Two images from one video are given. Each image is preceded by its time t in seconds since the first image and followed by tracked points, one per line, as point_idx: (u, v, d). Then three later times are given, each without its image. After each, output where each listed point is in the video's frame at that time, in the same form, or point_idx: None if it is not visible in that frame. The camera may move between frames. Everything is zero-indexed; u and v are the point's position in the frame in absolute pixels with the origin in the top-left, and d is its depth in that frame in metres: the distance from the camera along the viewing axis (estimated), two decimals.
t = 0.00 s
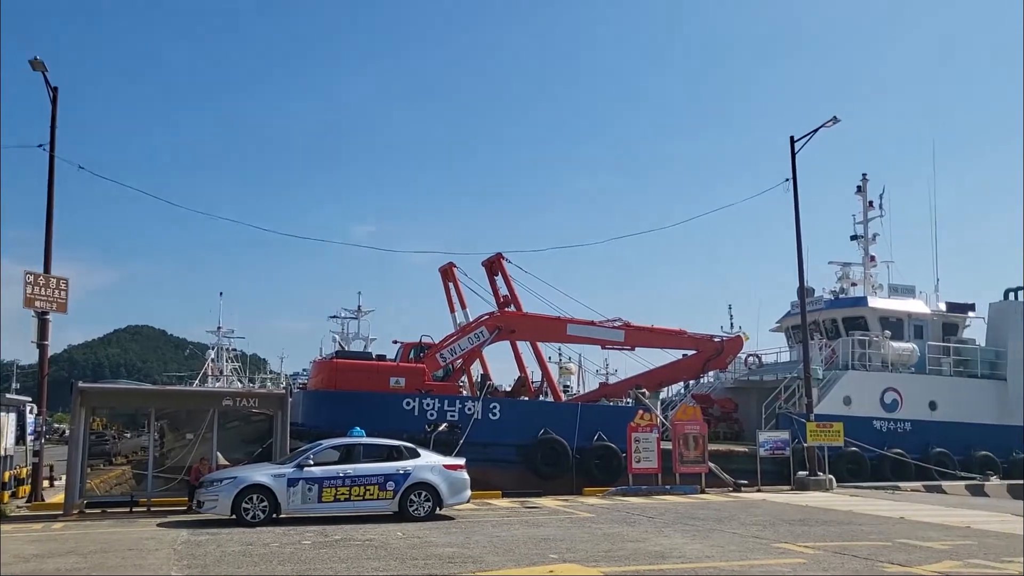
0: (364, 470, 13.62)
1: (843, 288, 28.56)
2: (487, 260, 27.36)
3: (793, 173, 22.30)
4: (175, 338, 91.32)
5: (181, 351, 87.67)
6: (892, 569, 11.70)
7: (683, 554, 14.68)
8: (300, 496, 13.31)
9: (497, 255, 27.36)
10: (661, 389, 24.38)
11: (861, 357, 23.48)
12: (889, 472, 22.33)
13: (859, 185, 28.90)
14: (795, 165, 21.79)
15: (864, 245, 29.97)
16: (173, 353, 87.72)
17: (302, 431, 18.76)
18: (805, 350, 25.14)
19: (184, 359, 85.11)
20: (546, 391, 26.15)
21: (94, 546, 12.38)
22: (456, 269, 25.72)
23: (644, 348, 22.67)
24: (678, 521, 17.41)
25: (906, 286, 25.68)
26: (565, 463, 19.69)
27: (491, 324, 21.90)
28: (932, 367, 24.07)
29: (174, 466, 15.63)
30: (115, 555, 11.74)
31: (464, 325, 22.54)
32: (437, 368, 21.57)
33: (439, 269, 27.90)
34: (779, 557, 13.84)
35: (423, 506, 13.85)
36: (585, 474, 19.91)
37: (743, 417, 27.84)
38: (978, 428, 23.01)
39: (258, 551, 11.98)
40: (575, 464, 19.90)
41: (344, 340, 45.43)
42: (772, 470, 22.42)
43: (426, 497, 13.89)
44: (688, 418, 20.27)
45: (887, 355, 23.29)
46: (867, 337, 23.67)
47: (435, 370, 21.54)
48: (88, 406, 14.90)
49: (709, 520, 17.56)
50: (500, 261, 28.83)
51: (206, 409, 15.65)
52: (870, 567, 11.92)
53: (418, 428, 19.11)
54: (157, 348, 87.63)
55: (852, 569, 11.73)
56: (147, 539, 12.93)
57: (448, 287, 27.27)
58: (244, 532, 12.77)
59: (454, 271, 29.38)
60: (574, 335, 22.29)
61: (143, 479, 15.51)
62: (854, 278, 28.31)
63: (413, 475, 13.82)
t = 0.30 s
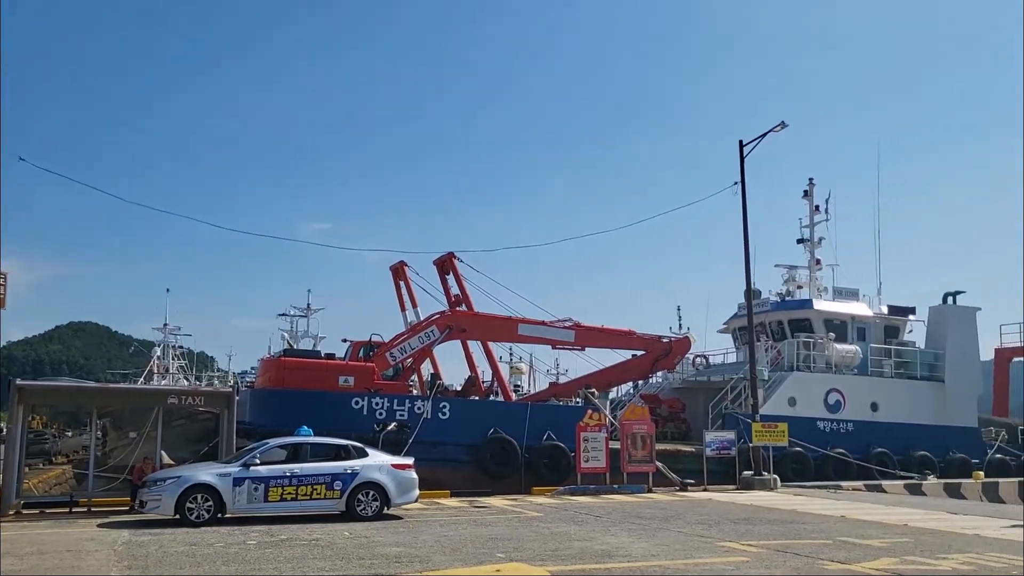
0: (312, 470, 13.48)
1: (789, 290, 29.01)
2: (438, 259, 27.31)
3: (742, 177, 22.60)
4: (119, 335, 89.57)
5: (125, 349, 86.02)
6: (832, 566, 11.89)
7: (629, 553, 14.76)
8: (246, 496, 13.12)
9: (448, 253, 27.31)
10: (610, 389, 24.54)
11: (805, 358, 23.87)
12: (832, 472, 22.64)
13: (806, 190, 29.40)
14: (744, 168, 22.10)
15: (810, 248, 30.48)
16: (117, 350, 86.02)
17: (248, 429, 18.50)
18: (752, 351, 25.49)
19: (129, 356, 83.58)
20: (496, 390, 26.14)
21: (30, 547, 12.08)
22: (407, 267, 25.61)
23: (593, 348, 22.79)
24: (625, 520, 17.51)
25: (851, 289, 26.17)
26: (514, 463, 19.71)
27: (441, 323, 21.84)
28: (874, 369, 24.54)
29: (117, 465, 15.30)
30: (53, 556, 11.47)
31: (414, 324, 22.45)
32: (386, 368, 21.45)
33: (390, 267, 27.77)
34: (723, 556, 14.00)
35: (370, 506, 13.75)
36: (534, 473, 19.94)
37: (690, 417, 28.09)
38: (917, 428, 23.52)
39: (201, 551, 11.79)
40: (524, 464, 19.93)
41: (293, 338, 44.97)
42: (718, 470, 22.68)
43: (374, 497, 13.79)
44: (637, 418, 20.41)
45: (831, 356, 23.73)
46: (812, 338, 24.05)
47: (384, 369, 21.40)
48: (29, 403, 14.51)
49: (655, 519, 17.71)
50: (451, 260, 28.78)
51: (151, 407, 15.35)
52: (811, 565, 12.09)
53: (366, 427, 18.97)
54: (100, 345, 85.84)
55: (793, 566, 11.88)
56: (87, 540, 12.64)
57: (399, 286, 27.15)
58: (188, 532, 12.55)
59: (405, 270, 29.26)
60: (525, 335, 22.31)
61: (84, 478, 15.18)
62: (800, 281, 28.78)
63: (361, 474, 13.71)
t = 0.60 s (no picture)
0: (253, 469, 13.29)
1: (732, 290, 29.42)
2: (385, 256, 27.13)
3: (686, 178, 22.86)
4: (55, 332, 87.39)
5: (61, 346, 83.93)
6: (770, 562, 12.08)
7: (571, 550, 14.84)
8: (185, 496, 12.88)
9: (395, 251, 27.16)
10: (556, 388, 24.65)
11: (747, 358, 24.22)
12: (773, 470, 22.96)
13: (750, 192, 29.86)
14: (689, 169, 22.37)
15: (752, 249, 30.96)
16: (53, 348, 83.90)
17: (188, 428, 18.18)
18: (695, 351, 25.81)
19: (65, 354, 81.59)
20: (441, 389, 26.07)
21: None
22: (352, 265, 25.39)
23: (539, 347, 22.86)
24: (568, 518, 17.61)
25: (791, 290, 26.64)
26: (459, 461, 19.67)
27: (387, 322, 21.69)
28: (814, 368, 25.00)
29: (52, 465, 15.10)
30: None
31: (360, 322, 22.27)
32: (331, 366, 21.26)
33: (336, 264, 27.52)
34: (664, 553, 14.14)
35: (313, 505, 13.61)
36: (479, 472, 19.93)
37: (634, 416, 28.31)
38: (854, 426, 24.04)
39: (137, 553, 11.55)
40: (469, 463, 19.90)
41: (236, 336, 44.34)
42: (661, 468, 22.91)
43: (316, 496, 13.65)
44: (581, 417, 20.53)
45: (772, 355, 24.14)
46: (753, 338, 24.44)
47: (328, 368, 21.20)
48: None
49: (598, 517, 17.83)
50: (398, 258, 28.61)
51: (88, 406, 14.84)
52: (749, 561, 12.28)
53: (309, 426, 18.77)
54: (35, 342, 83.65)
55: (732, 562, 12.05)
56: (18, 542, 12.29)
57: (345, 284, 26.92)
58: (124, 533, 12.28)
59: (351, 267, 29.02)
60: (471, 334, 22.28)
61: (17, 479, 14.73)
62: (743, 281, 29.22)
63: (304, 473, 13.57)
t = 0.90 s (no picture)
0: (195, 469, 13.09)
1: (677, 289, 29.76)
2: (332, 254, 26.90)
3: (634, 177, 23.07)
4: None
5: None
6: (712, 558, 12.25)
7: (517, 548, 14.88)
8: (125, 497, 12.61)
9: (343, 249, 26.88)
10: (503, 386, 24.69)
11: (692, 357, 24.52)
12: (716, 467, 23.15)
13: (696, 193, 30.22)
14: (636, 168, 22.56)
15: (698, 249, 31.35)
16: None
17: (129, 428, 17.81)
18: (641, 349, 26.04)
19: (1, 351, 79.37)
20: (388, 387, 25.93)
21: None
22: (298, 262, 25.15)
23: (488, 345, 22.87)
24: (514, 516, 17.65)
25: (735, 290, 27.02)
26: (406, 460, 19.58)
27: (334, 320, 21.50)
28: (757, 366, 25.39)
29: None
30: None
31: (306, 319, 22.04)
32: (277, 365, 21.02)
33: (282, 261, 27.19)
34: (608, 550, 14.24)
35: (257, 505, 13.44)
36: (426, 470, 19.87)
37: (581, 414, 28.47)
38: (796, 424, 24.50)
39: (73, 555, 11.29)
40: (415, 461, 19.82)
41: (179, 334, 43.58)
42: (607, 466, 23.07)
43: (260, 496, 13.48)
44: (529, 415, 20.58)
45: (716, 354, 24.47)
46: (698, 337, 24.76)
47: (273, 366, 20.95)
48: None
49: (544, 515, 17.89)
50: (345, 255, 28.37)
51: (25, 407, 14.35)
52: (692, 557, 12.41)
53: (254, 425, 18.54)
54: None
55: (675, 559, 12.18)
56: None
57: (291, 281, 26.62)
58: (60, 535, 11.99)
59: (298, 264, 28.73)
60: (418, 331, 22.19)
61: None
62: (688, 281, 29.58)
63: (248, 473, 13.39)
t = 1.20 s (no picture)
0: (131, 467, 12.79)
1: (621, 289, 30.00)
2: (274, 249, 26.54)
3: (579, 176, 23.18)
4: None
5: None
6: (651, 554, 12.37)
7: (458, 546, 14.85)
8: (57, 496, 12.25)
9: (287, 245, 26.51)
10: (447, 384, 24.62)
11: (635, 355, 24.75)
12: (657, 464, 23.35)
13: (640, 193, 30.51)
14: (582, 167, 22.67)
15: (641, 249, 31.64)
16: None
17: (62, 426, 17.36)
18: (585, 348, 26.20)
19: None
20: (331, 383, 25.67)
21: None
22: (240, 257, 24.76)
23: (432, 343, 22.79)
24: (456, 513, 17.61)
25: (678, 289, 27.33)
26: (348, 458, 19.42)
27: (276, 316, 21.21)
28: (698, 365, 25.72)
29: None
30: None
31: (247, 315, 21.70)
32: (217, 361, 20.66)
33: (223, 257, 26.72)
34: (549, 547, 14.29)
35: (195, 504, 13.21)
36: (368, 469, 19.73)
37: (524, 412, 28.53)
38: (735, 422, 24.89)
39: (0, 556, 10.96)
40: (358, 459, 19.67)
41: (116, 329, 42.62)
42: (549, 463, 23.15)
43: (198, 494, 13.25)
44: (472, 413, 20.56)
45: (658, 353, 24.71)
46: (641, 336, 24.99)
47: (213, 363, 20.60)
48: None
49: (486, 512, 17.90)
50: (288, 251, 28.02)
51: None
52: (631, 553, 12.52)
53: (192, 423, 18.19)
54: None
55: (614, 556, 12.27)
56: None
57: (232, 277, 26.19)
58: None
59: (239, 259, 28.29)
60: (362, 329, 21.98)
61: None
62: (632, 281, 29.84)
63: (185, 471, 13.15)
